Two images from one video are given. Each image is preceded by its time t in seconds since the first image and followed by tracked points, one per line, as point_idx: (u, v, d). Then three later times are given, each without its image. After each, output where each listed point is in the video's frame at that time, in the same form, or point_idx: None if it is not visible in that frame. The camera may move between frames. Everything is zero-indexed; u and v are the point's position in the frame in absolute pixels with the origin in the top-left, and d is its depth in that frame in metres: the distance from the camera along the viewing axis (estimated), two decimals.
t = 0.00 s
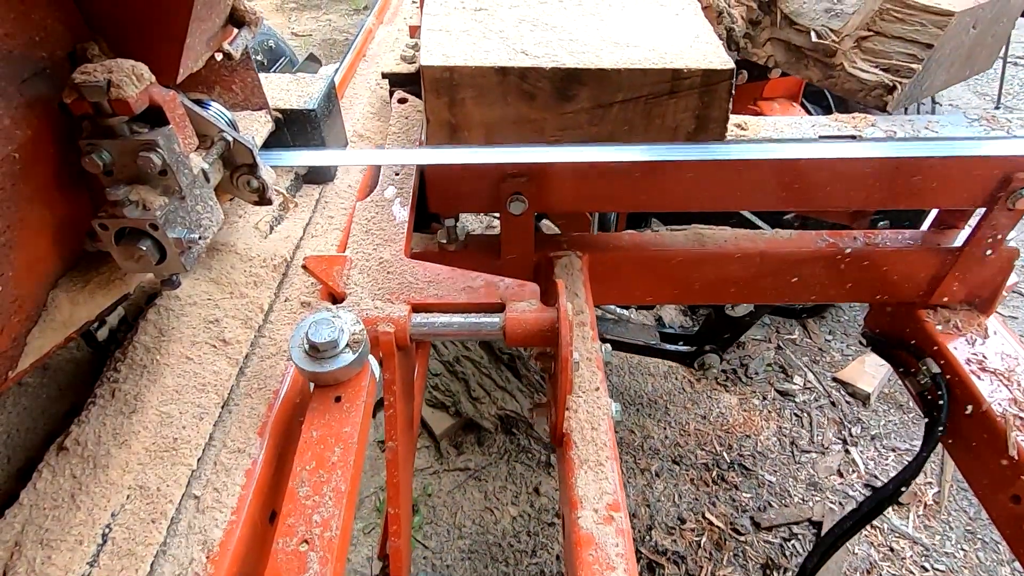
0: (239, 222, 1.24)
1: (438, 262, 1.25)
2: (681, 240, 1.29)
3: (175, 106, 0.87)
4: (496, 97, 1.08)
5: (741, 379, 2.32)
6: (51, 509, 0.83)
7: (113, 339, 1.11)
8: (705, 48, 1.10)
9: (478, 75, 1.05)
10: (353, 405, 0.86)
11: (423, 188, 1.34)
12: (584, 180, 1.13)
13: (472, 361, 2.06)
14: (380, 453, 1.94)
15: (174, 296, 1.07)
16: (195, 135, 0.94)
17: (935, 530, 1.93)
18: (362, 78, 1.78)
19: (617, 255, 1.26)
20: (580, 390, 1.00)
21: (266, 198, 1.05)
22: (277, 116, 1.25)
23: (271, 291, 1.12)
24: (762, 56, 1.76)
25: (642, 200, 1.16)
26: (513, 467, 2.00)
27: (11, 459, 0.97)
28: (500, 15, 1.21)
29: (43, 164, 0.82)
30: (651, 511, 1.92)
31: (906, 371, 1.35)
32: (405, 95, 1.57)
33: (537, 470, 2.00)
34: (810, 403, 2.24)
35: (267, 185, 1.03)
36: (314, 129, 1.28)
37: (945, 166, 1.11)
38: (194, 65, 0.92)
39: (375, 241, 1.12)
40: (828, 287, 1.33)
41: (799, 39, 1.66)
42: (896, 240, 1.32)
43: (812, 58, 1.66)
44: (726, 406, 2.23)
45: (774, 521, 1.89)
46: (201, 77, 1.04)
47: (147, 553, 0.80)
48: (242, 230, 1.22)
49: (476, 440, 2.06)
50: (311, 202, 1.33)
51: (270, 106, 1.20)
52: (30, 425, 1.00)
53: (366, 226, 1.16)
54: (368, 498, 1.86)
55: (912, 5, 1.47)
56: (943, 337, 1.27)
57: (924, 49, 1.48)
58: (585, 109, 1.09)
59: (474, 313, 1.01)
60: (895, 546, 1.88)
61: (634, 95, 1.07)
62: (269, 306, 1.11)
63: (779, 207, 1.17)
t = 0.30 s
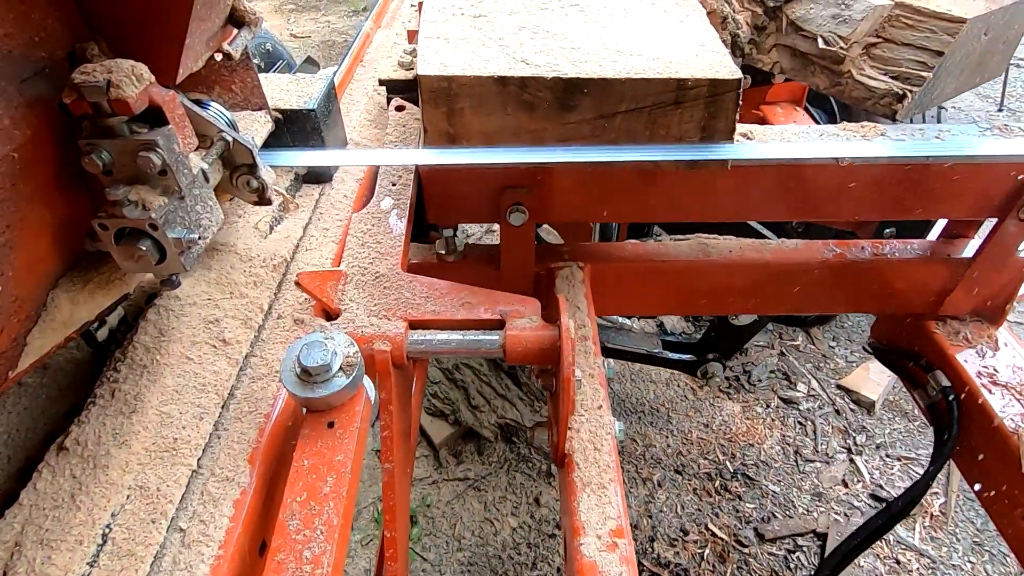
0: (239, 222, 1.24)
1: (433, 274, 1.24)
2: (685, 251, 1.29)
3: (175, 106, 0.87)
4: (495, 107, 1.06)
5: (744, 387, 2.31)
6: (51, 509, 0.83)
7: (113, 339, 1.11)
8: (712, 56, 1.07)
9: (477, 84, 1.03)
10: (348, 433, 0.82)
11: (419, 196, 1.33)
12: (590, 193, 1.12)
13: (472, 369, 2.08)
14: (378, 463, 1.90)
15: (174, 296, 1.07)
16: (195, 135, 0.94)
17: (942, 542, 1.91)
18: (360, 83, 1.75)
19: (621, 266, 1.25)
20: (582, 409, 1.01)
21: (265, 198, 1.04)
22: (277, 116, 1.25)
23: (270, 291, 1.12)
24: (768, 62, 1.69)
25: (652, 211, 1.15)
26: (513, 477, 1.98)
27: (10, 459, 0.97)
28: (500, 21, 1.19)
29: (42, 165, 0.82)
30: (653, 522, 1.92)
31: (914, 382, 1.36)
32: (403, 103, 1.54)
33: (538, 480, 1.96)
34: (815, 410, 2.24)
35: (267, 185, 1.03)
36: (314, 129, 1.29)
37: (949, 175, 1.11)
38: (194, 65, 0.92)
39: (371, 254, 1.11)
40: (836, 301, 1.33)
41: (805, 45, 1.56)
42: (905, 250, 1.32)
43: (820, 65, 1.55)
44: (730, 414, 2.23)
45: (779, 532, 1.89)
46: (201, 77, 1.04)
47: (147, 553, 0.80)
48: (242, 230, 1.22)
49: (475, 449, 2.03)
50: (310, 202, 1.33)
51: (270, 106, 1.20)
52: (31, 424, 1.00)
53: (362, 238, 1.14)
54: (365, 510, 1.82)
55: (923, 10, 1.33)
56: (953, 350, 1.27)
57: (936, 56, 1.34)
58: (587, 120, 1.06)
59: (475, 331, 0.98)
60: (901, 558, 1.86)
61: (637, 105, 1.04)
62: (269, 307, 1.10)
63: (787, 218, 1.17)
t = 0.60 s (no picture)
0: (239, 222, 1.24)
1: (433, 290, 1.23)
2: (692, 262, 1.29)
3: (175, 106, 0.87)
4: (495, 117, 1.00)
5: (747, 394, 2.31)
6: (50, 509, 0.83)
7: (113, 339, 1.11)
8: (717, 64, 1.04)
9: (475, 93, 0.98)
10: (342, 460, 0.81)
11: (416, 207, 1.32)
12: (593, 200, 1.13)
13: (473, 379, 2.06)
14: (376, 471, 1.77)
15: (174, 297, 1.07)
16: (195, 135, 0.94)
17: (948, 553, 1.90)
18: (358, 87, 1.75)
19: (625, 277, 1.25)
20: (585, 425, 1.01)
21: (265, 199, 1.05)
22: (277, 117, 1.25)
23: (270, 292, 1.12)
24: (774, 68, 1.65)
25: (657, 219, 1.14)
26: (513, 487, 1.97)
27: (10, 458, 0.97)
28: (500, 29, 1.16)
29: (43, 165, 0.82)
30: (655, 532, 1.92)
31: (922, 394, 1.36)
32: (400, 110, 1.58)
33: (537, 489, 1.96)
34: (819, 419, 2.24)
35: (267, 185, 1.03)
36: (314, 129, 1.28)
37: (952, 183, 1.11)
38: (193, 65, 0.92)
39: (367, 268, 1.09)
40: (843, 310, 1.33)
41: (813, 51, 1.53)
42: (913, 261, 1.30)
43: (827, 71, 1.52)
44: (732, 422, 2.23)
45: (783, 543, 1.89)
46: (201, 77, 1.04)
47: (146, 553, 0.80)
48: (242, 231, 1.22)
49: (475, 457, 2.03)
50: (310, 202, 1.33)
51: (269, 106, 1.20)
52: (31, 424, 1.00)
53: (358, 251, 1.13)
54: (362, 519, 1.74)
55: (934, 17, 1.35)
56: (962, 361, 1.28)
57: (946, 63, 1.35)
58: (589, 131, 1.01)
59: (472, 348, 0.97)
60: (907, 569, 1.85)
61: (641, 116, 1.00)
62: (268, 307, 1.10)
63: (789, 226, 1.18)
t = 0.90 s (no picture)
0: (239, 222, 1.24)
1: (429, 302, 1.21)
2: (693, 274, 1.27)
3: (174, 106, 0.86)
4: (495, 125, 0.99)
5: (750, 402, 2.31)
6: (50, 509, 0.83)
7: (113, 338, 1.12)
8: (724, 74, 1.03)
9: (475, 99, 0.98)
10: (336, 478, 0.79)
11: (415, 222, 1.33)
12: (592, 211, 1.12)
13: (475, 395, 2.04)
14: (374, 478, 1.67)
15: (174, 297, 1.07)
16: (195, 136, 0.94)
17: (954, 564, 1.89)
18: (354, 97, 1.72)
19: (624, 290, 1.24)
20: (587, 444, 1.01)
21: (266, 199, 1.05)
22: (277, 116, 1.26)
23: (270, 292, 1.12)
24: (779, 74, 1.61)
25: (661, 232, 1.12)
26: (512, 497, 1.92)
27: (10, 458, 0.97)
28: (500, 35, 1.16)
29: (42, 166, 0.82)
30: (657, 543, 1.91)
31: (929, 405, 1.36)
32: (398, 117, 1.53)
33: (538, 498, 1.92)
34: (822, 427, 2.24)
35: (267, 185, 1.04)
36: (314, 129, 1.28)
37: (956, 193, 1.10)
38: (193, 65, 0.92)
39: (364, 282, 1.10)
40: (848, 322, 1.32)
41: (820, 57, 1.49)
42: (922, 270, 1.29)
43: (833, 78, 1.48)
44: (735, 430, 2.22)
45: (787, 555, 1.89)
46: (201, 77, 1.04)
47: (146, 553, 0.81)
48: (242, 231, 1.22)
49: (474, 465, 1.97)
50: (310, 202, 1.33)
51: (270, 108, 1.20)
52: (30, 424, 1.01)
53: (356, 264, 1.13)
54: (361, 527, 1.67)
55: (944, 23, 1.34)
56: (970, 373, 1.28)
57: (957, 71, 1.33)
58: (593, 140, 1.00)
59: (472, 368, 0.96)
60: None
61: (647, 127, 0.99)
62: (268, 307, 1.11)
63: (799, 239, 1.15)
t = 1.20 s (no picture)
0: (240, 220, 1.24)
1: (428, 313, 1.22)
2: (694, 284, 1.28)
3: (175, 107, 0.86)
4: (496, 132, 0.99)
5: (751, 408, 2.31)
6: (51, 510, 0.84)
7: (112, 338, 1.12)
8: (726, 81, 1.02)
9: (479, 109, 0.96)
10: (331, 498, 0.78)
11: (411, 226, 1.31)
12: (592, 220, 1.11)
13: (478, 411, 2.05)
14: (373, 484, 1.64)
15: (174, 297, 1.07)
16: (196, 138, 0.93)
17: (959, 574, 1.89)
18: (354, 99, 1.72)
19: (622, 300, 1.25)
20: (589, 461, 1.01)
21: (265, 199, 1.08)
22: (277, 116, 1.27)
23: (270, 292, 1.12)
24: (783, 79, 1.60)
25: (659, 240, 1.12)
26: (512, 505, 1.92)
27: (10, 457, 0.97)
28: (500, 41, 1.15)
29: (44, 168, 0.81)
30: (659, 552, 1.91)
31: (935, 415, 1.36)
32: (395, 122, 1.53)
33: (537, 507, 1.92)
34: (823, 433, 2.24)
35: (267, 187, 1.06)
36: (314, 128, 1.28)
37: (960, 203, 1.09)
38: (193, 67, 0.92)
39: (364, 284, 1.10)
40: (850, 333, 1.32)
41: (824, 63, 1.48)
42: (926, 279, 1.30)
43: (838, 83, 1.47)
44: (736, 436, 2.23)
45: (789, 564, 1.89)
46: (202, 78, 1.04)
47: (146, 554, 0.81)
48: (242, 229, 1.22)
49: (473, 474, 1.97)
50: (311, 201, 1.33)
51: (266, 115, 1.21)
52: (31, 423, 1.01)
53: (356, 270, 1.13)
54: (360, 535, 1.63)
55: (953, 28, 1.31)
56: (977, 381, 1.27)
57: (966, 77, 1.29)
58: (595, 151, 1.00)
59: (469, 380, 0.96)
60: None
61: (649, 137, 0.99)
62: (268, 307, 1.11)
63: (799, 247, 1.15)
